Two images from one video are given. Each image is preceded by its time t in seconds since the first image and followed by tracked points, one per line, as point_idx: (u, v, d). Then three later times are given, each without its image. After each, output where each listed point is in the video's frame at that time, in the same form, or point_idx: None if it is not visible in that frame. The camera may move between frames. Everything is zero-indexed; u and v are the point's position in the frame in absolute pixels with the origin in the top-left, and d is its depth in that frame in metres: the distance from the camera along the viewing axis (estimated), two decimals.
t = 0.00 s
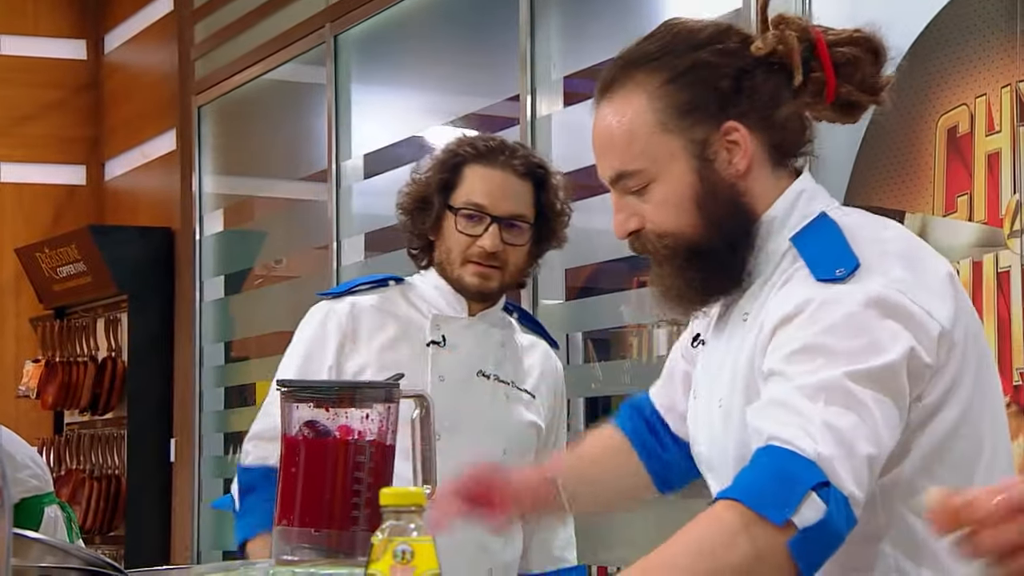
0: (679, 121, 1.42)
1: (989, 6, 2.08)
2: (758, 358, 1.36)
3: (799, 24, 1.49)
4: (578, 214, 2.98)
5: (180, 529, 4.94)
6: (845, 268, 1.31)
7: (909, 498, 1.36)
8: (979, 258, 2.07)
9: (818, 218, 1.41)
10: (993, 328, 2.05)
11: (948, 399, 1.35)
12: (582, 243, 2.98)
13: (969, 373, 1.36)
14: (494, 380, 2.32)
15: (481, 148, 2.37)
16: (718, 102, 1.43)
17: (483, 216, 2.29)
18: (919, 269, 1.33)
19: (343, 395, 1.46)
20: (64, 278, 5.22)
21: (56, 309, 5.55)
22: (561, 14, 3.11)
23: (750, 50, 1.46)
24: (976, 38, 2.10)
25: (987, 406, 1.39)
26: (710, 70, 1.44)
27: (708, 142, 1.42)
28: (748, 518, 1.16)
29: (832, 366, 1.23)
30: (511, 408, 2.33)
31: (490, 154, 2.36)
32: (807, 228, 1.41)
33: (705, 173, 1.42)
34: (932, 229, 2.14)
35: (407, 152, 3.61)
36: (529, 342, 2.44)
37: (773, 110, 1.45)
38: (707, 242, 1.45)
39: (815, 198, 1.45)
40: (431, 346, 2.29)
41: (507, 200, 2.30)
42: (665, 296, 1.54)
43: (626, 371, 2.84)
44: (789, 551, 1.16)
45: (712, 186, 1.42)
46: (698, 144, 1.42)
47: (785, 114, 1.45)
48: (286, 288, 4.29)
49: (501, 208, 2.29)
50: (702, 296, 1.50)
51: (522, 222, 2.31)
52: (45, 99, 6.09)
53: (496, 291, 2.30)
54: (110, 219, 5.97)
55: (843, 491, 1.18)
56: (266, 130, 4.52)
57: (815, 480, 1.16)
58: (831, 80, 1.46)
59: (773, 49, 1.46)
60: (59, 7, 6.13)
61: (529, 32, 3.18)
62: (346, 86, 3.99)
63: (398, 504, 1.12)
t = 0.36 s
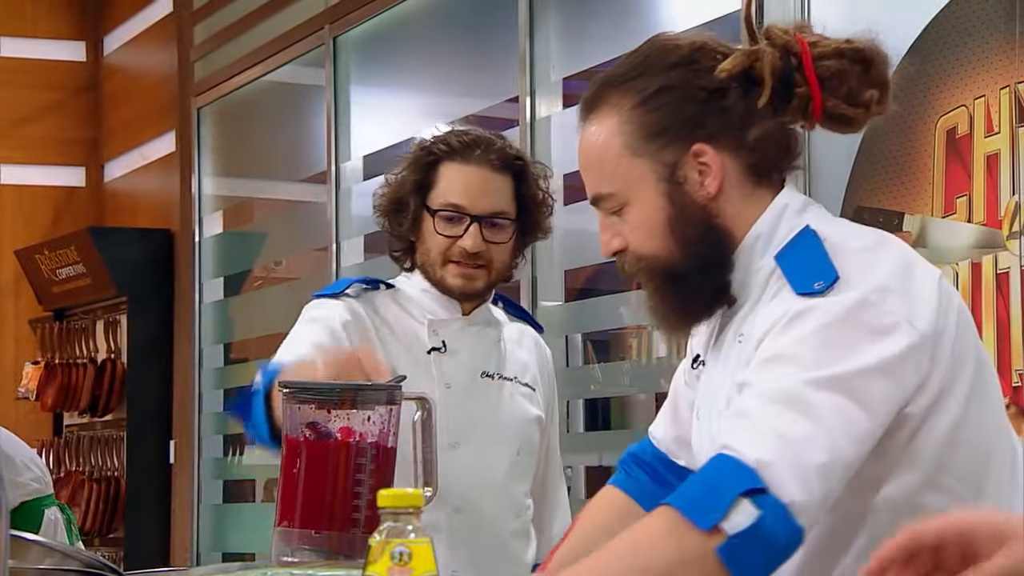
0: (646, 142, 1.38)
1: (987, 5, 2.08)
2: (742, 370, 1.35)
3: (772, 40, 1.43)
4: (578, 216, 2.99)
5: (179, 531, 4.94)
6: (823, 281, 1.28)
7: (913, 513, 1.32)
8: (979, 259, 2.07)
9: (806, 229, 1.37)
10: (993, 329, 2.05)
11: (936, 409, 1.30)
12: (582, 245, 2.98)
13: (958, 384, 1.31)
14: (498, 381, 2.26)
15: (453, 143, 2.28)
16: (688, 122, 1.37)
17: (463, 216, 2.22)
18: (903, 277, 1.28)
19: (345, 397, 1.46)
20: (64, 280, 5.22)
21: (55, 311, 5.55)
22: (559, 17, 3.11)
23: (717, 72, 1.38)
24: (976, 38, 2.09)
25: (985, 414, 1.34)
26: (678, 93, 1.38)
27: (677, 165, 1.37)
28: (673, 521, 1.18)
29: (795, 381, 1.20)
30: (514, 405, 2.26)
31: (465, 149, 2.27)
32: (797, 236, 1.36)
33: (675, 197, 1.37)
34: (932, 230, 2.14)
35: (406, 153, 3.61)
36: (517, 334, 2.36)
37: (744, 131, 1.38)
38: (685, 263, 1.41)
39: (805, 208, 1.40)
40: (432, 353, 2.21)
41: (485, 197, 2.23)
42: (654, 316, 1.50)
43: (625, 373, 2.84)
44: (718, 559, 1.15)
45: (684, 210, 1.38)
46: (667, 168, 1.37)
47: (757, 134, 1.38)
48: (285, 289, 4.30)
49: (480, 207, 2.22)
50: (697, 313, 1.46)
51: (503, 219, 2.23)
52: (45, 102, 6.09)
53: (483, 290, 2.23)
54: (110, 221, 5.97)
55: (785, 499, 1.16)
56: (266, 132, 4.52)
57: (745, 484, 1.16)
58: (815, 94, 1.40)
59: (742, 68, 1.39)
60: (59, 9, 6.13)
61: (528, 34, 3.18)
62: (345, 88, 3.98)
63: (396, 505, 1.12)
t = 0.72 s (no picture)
0: (638, 146, 1.42)
1: (992, 6, 2.08)
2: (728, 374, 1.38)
3: (782, 52, 1.42)
4: (580, 218, 2.99)
5: (185, 531, 4.92)
6: (801, 287, 1.30)
7: (914, 519, 1.32)
8: (984, 260, 2.07)
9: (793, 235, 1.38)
10: (999, 330, 2.04)
11: (920, 412, 1.31)
12: (586, 247, 2.98)
13: (942, 389, 1.33)
14: (512, 369, 2.22)
15: (451, 132, 2.19)
16: (675, 130, 1.40)
17: (466, 211, 2.13)
18: (879, 282, 1.30)
19: (347, 399, 1.45)
20: (69, 282, 5.23)
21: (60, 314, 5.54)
22: (563, 19, 3.11)
23: (705, 84, 1.40)
24: (981, 40, 2.10)
25: (976, 418, 1.35)
26: (670, 99, 1.41)
27: (664, 171, 1.42)
28: (630, 522, 1.23)
29: (765, 386, 1.24)
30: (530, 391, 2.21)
31: (467, 138, 2.18)
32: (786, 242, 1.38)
33: (660, 200, 1.42)
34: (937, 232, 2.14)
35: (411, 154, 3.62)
36: (528, 318, 2.31)
37: (732, 143, 1.40)
38: (666, 267, 1.46)
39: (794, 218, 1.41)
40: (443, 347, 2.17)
41: (488, 189, 2.14)
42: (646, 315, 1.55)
43: (629, 374, 2.84)
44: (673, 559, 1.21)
45: (665, 218, 1.42)
46: (654, 172, 1.42)
47: (744, 148, 1.40)
48: (290, 291, 4.30)
49: (485, 199, 2.14)
50: (687, 311, 1.52)
51: (508, 212, 2.15)
52: (51, 104, 6.10)
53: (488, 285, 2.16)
54: (115, 223, 5.97)
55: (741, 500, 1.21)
56: (271, 135, 4.53)
57: (700, 487, 1.21)
58: (812, 112, 1.40)
59: (732, 81, 1.40)
60: (65, 11, 6.14)
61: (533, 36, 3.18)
62: (350, 90, 3.98)
63: (402, 507, 1.12)
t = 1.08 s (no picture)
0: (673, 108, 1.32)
1: (993, 4, 2.07)
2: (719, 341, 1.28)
3: (827, 27, 1.30)
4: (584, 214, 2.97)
5: (186, 530, 4.93)
6: (793, 259, 1.19)
7: (870, 520, 1.20)
8: (985, 257, 2.07)
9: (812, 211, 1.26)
10: (1001, 327, 2.05)
11: (901, 407, 1.20)
12: (589, 245, 2.97)
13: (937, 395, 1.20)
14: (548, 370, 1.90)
15: (480, 115, 1.93)
16: (711, 96, 1.28)
17: (496, 198, 1.86)
18: (875, 260, 1.19)
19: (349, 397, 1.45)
20: (70, 282, 5.23)
21: (61, 313, 5.55)
22: (566, 17, 3.11)
23: (743, 51, 1.28)
24: (985, 39, 2.09)
25: (969, 421, 1.21)
26: (708, 65, 1.29)
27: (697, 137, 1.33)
28: (564, 419, 1.14)
29: (734, 338, 1.14)
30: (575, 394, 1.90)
31: (497, 122, 1.91)
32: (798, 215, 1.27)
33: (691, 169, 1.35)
34: (938, 229, 2.14)
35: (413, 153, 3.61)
36: (585, 311, 1.97)
37: (764, 110, 1.27)
38: (694, 238, 1.34)
39: (819, 194, 1.29)
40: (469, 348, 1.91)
41: (519, 175, 1.87)
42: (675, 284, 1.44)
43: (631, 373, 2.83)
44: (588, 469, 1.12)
45: (697, 183, 1.30)
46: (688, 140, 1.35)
47: (776, 118, 1.27)
48: (291, 290, 4.30)
49: (516, 185, 1.87)
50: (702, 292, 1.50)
51: (542, 198, 1.88)
52: (53, 103, 6.10)
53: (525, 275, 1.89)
54: (116, 222, 5.97)
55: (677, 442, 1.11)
56: (272, 133, 4.52)
57: (637, 410, 1.12)
58: (850, 88, 1.27)
59: (771, 50, 1.27)
60: (66, 11, 6.14)
61: (534, 35, 3.18)
62: (351, 88, 3.98)
63: (403, 504, 1.11)
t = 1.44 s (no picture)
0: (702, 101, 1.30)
1: (975, 6, 2.08)
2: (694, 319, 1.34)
3: (855, 30, 1.28)
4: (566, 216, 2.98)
5: (168, 532, 4.92)
6: (738, 246, 1.23)
7: (776, 500, 1.21)
8: (967, 260, 2.07)
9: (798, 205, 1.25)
10: (981, 330, 2.05)
11: (820, 409, 1.19)
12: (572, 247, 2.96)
13: (861, 412, 1.18)
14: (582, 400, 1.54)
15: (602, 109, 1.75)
16: (737, 90, 1.27)
17: (597, 189, 1.65)
18: (816, 250, 1.21)
19: (333, 399, 1.45)
20: (53, 282, 5.22)
21: (45, 313, 5.54)
22: (551, 18, 3.11)
23: (773, 47, 1.26)
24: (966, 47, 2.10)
25: (903, 421, 1.19)
26: (737, 60, 1.28)
27: (725, 130, 1.28)
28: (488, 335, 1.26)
29: (662, 301, 1.19)
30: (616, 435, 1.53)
31: (601, 116, 1.72)
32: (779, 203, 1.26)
33: (716, 159, 1.29)
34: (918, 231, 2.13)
35: (397, 154, 3.62)
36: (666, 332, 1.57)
37: (789, 105, 1.25)
38: (714, 227, 1.34)
39: (816, 189, 1.26)
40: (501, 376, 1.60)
41: (621, 163, 1.65)
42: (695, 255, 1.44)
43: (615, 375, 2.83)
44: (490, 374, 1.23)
45: (718, 176, 1.29)
46: (716, 131, 1.29)
47: (801, 114, 1.25)
48: (275, 291, 4.30)
49: (615, 172, 1.64)
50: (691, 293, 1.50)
51: (644, 183, 1.63)
52: (36, 103, 6.08)
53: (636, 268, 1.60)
54: (100, 222, 5.96)
55: (565, 358, 1.20)
56: (257, 133, 4.52)
57: (540, 325, 1.22)
58: (875, 89, 1.25)
59: (801, 46, 1.25)
60: (49, 10, 6.12)
61: (519, 35, 3.17)
62: (336, 89, 3.98)
63: (384, 506, 1.11)
